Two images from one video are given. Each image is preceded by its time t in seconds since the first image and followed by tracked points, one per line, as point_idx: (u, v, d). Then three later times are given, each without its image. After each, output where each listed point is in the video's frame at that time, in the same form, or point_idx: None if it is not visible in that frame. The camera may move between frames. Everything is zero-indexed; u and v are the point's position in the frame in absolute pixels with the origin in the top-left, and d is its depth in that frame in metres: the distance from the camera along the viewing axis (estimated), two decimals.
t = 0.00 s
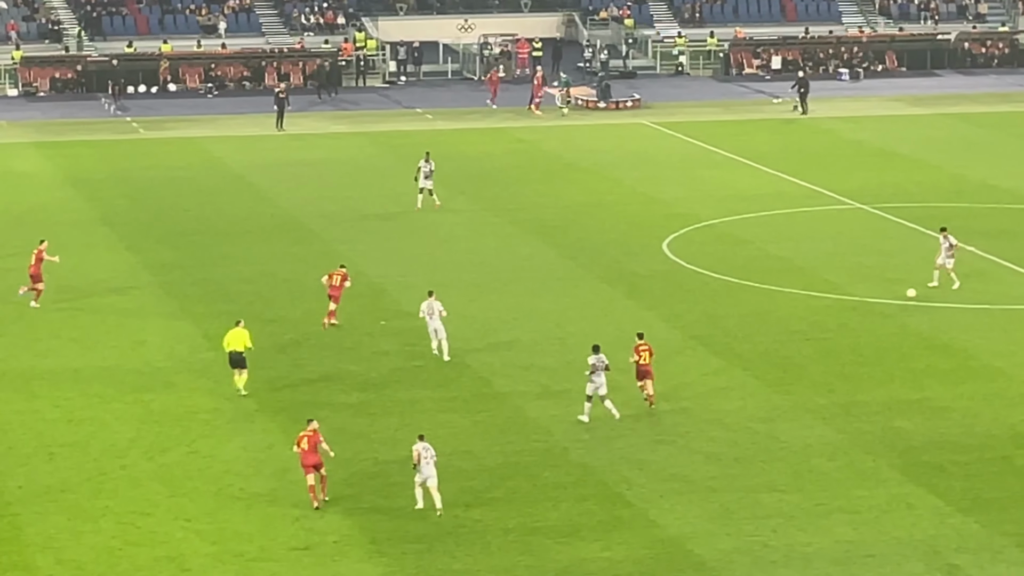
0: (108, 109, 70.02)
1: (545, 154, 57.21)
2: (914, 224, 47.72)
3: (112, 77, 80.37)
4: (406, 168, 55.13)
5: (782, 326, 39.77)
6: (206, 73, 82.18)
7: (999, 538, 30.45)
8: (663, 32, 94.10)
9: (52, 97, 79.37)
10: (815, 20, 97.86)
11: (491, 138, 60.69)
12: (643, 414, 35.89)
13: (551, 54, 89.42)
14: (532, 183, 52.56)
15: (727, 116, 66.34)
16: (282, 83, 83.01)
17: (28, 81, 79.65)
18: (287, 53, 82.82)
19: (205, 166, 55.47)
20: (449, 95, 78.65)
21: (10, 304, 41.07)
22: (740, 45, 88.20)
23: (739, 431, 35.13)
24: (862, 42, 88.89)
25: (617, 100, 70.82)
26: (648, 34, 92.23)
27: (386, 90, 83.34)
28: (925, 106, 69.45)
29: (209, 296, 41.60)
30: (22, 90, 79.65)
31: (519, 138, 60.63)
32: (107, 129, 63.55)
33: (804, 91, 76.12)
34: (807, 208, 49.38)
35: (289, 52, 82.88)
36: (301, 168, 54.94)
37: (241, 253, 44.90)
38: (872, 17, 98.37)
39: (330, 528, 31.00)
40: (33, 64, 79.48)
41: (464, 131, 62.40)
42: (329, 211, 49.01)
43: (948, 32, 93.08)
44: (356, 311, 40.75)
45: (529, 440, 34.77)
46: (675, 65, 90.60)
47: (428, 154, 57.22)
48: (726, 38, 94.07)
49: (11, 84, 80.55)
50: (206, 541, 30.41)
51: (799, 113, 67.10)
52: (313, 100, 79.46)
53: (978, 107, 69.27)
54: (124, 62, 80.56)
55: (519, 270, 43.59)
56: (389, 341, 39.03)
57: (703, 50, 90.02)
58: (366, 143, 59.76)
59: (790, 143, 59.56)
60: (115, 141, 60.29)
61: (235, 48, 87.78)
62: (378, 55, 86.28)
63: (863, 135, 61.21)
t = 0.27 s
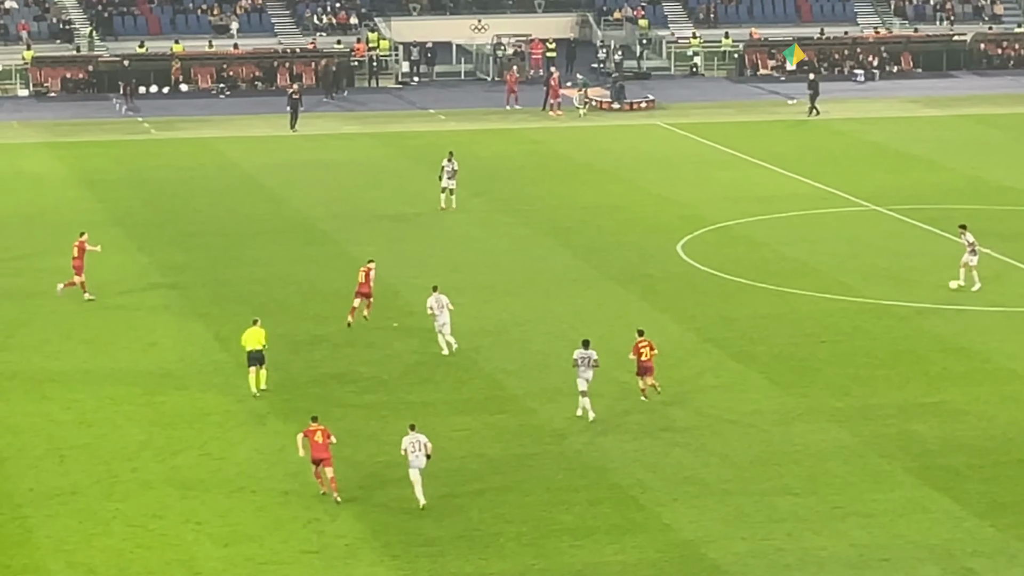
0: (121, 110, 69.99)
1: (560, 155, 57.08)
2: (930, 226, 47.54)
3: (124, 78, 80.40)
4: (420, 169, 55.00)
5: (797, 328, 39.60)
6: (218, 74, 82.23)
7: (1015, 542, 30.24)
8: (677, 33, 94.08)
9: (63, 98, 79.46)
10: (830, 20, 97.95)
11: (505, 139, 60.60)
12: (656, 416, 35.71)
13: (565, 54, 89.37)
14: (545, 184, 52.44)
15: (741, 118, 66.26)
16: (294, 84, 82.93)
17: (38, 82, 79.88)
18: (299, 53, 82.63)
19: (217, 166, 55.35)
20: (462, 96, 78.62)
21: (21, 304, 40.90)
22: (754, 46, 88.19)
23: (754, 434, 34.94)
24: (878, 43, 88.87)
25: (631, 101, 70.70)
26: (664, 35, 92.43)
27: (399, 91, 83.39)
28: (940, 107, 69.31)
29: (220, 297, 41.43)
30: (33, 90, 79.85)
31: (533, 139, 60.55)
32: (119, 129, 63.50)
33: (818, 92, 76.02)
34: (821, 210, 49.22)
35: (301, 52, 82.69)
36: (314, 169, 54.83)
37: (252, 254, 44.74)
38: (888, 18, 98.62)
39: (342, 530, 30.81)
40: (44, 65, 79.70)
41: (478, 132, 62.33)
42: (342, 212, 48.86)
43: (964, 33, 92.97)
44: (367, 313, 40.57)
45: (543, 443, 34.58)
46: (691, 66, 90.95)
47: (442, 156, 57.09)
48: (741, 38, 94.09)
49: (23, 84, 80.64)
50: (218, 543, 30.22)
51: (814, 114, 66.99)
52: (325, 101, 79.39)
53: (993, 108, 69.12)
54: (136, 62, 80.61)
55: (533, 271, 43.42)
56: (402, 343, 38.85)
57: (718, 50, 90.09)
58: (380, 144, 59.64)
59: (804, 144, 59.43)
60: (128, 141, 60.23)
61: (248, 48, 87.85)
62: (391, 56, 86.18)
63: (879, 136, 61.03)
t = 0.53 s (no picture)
0: (133, 113, 69.88)
1: (574, 158, 56.96)
2: (944, 230, 47.36)
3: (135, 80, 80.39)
4: (432, 173, 54.84)
5: (812, 332, 39.41)
6: (229, 76, 82.09)
7: None
8: (692, 35, 94.21)
9: (73, 100, 79.52)
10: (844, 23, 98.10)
11: (519, 143, 60.49)
12: (670, 421, 35.50)
13: (578, 56, 89.32)
14: (558, 187, 52.28)
15: (755, 121, 66.15)
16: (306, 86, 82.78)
17: (49, 84, 79.93)
18: (310, 55, 82.35)
19: (228, 169, 55.18)
20: (475, 98, 78.58)
21: (30, 308, 40.71)
22: (768, 49, 88.20)
23: (768, 439, 34.73)
24: (892, 47, 88.93)
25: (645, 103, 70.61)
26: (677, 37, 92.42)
27: (412, 94, 83.41)
28: (954, 110, 69.20)
29: (230, 300, 41.22)
30: (43, 92, 79.93)
31: (545, 143, 60.43)
32: (130, 131, 63.38)
33: (832, 96, 75.95)
34: (835, 213, 49.05)
35: (313, 54, 82.41)
36: (325, 172, 54.67)
37: (262, 258, 44.54)
38: (903, 20, 98.76)
39: (354, 536, 30.58)
40: (55, 67, 79.77)
41: (492, 135, 62.24)
42: (352, 216, 48.68)
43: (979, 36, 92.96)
44: (378, 317, 40.36)
45: (556, 448, 34.36)
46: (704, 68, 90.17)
47: (456, 159, 56.97)
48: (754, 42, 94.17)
49: (33, 86, 80.67)
50: (228, 549, 29.99)
51: (828, 117, 66.89)
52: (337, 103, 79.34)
53: (1008, 111, 69.00)
54: (147, 65, 80.57)
55: (546, 275, 43.22)
56: (414, 348, 38.63)
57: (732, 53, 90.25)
58: (392, 147, 59.50)
59: (817, 147, 59.30)
60: (140, 144, 60.13)
61: (259, 50, 87.85)
62: (403, 58, 86.24)
63: (893, 140, 60.87)
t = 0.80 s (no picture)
0: (143, 117, 69.82)
1: (587, 162, 56.83)
2: (959, 235, 47.15)
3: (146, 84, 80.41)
4: (444, 177, 54.68)
5: (828, 338, 39.19)
6: (240, 80, 82.22)
7: None
8: (705, 39, 94.10)
9: (84, 104, 79.59)
10: (859, 26, 98.15)
11: (532, 147, 60.38)
12: (683, 427, 35.28)
13: (591, 60, 89.27)
14: (571, 192, 52.13)
15: (769, 125, 66.03)
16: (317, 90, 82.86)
17: (58, 88, 79.98)
18: (322, 58, 82.35)
19: (239, 174, 55.06)
20: (489, 102, 78.52)
21: (40, 313, 40.56)
22: (782, 53, 88.12)
23: (782, 445, 34.52)
24: (907, 51, 88.91)
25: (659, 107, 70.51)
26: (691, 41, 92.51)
27: (424, 97, 83.38)
28: (969, 114, 69.04)
29: (241, 305, 41.05)
30: (53, 96, 79.97)
31: (558, 147, 60.32)
32: (140, 135, 63.31)
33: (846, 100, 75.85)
34: (849, 219, 48.84)
35: (324, 57, 82.43)
36: (338, 176, 54.54)
37: (273, 263, 44.38)
38: (918, 24, 98.79)
39: (365, 542, 30.38)
40: (65, 71, 79.81)
41: (505, 139, 62.15)
42: (364, 220, 48.52)
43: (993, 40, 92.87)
44: (390, 322, 40.17)
45: (569, 454, 34.15)
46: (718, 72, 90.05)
47: (468, 163, 56.86)
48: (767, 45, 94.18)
49: (43, 90, 80.67)
50: (239, 555, 29.79)
51: (842, 121, 66.78)
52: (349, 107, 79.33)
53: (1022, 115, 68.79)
54: (159, 69, 80.59)
55: (559, 280, 43.04)
56: (425, 353, 38.44)
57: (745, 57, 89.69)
58: (405, 151, 59.38)
59: (831, 151, 59.14)
60: (152, 147, 60.06)
61: (270, 54, 87.93)
62: (415, 62, 86.18)
63: (907, 144, 60.69)
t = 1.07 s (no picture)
0: (155, 121, 69.69)
1: (601, 166, 56.68)
2: (975, 239, 46.95)
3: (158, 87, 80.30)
4: (458, 181, 54.51)
5: (844, 343, 38.99)
6: (252, 83, 81.82)
7: None
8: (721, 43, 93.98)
9: (95, 108, 79.48)
10: (875, 30, 97.95)
11: (546, 151, 60.23)
12: (698, 432, 35.07)
13: (606, 64, 89.13)
14: (585, 196, 51.96)
15: (783, 129, 65.89)
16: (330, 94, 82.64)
17: (69, 91, 79.77)
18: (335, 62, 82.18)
19: (251, 178, 54.91)
20: (502, 106, 78.36)
21: (50, 317, 40.39)
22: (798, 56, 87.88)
23: (797, 450, 34.29)
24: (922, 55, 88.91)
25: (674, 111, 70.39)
26: (705, 45, 92.50)
27: (437, 101, 83.24)
28: (984, 118, 68.82)
29: (253, 310, 40.86)
30: (64, 99, 79.78)
31: (572, 150, 60.18)
32: (152, 139, 63.19)
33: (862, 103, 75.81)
34: (863, 223, 48.65)
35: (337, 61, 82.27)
36: (351, 180, 54.40)
37: (286, 267, 44.24)
38: (933, 28, 99.15)
39: (378, 548, 30.15)
40: (76, 74, 79.68)
41: (520, 143, 62.04)
42: (377, 224, 48.35)
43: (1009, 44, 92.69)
44: (402, 326, 39.98)
45: (583, 459, 33.93)
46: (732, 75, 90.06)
47: (482, 167, 56.69)
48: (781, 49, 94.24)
49: (54, 93, 80.50)
50: (250, 561, 29.57)
51: (857, 125, 66.64)
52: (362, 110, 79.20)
53: None
54: (170, 72, 80.42)
55: (572, 285, 42.86)
56: (438, 357, 38.24)
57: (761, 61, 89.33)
58: (418, 154, 59.22)
59: (846, 155, 59.00)
60: (165, 151, 59.93)
61: (283, 57, 87.86)
62: (428, 65, 86.04)
63: (923, 148, 60.49)
